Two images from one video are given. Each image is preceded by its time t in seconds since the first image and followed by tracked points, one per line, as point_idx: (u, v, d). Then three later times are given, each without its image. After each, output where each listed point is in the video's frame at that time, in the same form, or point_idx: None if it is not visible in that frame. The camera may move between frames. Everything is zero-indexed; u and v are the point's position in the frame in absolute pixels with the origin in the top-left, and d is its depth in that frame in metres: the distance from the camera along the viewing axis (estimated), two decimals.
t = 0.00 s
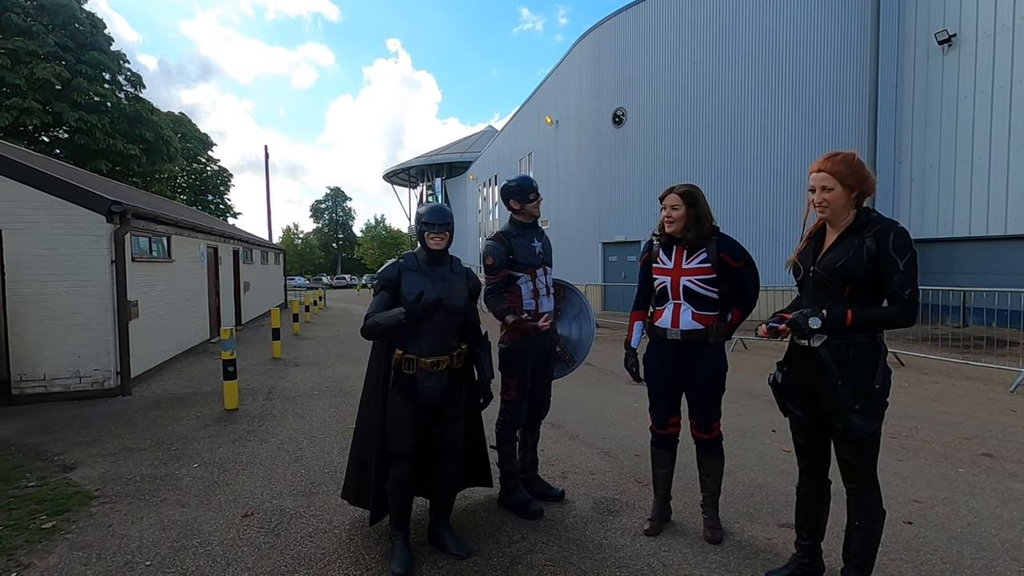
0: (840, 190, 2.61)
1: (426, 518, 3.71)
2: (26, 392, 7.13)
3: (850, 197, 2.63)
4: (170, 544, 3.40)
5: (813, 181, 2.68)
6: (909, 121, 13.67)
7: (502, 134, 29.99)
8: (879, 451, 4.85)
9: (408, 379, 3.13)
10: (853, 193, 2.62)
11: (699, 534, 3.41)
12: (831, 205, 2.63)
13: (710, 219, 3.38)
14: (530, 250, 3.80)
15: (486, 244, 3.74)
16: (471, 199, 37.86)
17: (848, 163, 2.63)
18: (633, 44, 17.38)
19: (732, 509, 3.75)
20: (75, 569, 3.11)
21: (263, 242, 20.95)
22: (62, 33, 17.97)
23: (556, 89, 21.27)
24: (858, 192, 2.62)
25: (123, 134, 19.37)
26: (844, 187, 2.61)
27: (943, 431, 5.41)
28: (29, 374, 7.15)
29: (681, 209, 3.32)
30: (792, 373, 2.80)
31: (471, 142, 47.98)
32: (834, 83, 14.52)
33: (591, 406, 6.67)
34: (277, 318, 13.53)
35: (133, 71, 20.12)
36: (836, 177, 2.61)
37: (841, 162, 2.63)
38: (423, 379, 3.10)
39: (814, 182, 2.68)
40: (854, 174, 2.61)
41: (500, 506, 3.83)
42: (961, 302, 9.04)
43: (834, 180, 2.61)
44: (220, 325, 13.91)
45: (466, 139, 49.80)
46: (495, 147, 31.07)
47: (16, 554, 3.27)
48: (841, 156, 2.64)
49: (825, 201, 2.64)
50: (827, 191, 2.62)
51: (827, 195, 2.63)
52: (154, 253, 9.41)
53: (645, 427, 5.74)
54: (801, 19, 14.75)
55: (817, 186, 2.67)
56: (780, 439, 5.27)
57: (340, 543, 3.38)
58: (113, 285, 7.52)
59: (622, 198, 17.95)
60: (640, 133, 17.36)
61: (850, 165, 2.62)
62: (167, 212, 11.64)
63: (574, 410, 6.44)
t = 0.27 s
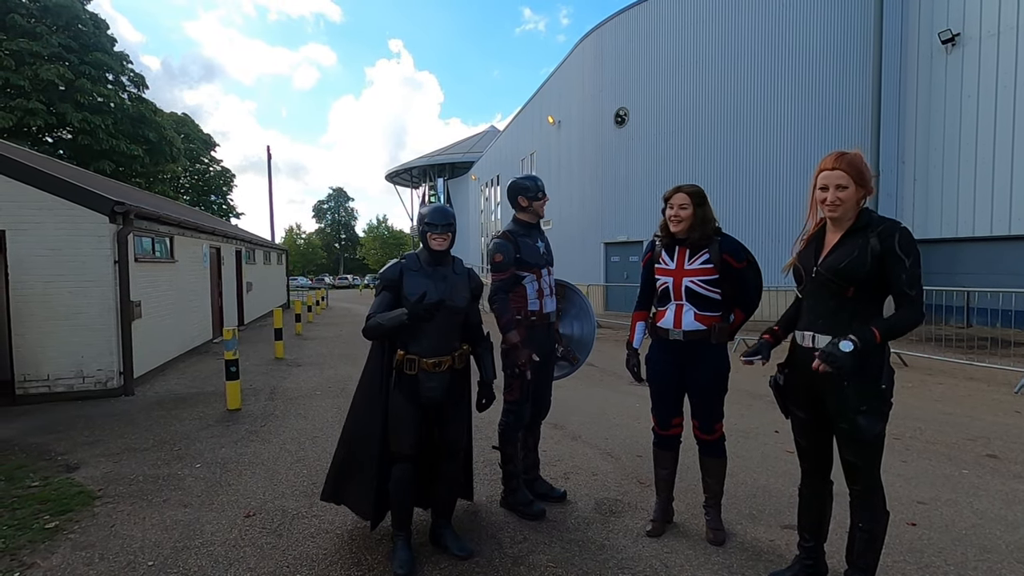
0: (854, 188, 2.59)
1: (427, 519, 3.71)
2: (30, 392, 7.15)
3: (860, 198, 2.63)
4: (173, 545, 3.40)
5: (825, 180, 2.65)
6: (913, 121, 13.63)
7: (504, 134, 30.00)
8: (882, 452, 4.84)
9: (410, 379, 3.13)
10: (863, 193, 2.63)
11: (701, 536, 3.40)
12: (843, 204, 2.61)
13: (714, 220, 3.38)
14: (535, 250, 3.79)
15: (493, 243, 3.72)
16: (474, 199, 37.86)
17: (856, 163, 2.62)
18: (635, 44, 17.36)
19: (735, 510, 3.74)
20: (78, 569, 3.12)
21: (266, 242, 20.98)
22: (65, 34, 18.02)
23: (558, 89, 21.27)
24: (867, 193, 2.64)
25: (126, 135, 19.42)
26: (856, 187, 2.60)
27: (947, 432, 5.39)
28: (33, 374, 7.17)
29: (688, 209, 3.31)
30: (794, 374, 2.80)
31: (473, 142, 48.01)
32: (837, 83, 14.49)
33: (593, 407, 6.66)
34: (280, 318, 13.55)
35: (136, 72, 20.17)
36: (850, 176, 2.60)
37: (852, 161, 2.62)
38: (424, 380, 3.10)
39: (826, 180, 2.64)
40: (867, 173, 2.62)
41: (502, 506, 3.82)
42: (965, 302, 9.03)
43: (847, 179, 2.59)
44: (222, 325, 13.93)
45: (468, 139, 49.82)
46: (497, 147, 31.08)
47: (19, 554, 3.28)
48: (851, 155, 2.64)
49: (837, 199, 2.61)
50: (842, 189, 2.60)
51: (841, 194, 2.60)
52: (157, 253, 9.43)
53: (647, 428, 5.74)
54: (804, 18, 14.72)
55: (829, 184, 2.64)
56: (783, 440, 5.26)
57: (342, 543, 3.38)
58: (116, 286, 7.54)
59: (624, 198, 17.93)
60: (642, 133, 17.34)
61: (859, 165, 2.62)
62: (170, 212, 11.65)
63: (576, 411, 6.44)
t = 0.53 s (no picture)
0: (856, 191, 2.59)
1: (429, 521, 3.70)
2: (34, 392, 7.18)
3: (863, 200, 2.62)
4: (176, 545, 3.40)
5: (829, 182, 2.63)
6: (917, 122, 13.58)
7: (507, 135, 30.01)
8: (887, 455, 4.82)
9: (413, 381, 3.13)
10: (866, 196, 2.63)
11: (705, 538, 3.39)
12: (847, 206, 2.60)
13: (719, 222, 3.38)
14: (541, 252, 3.80)
15: (498, 244, 3.71)
16: (476, 200, 37.89)
17: (860, 165, 2.61)
18: (639, 45, 17.35)
19: (738, 513, 3.72)
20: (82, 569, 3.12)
21: (270, 243, 21.02)
22: (71, 36, 18.10)
23: (561, 90, 21.27)
24: (870, 195, 2.63)
25: (130, 136, 19.49)
26: (860, 189, 2.60)
27: (953, 434, 5.36)
28: (38, 374, 7.20)
29: (700, 210, 3.28)
30: (797, 377, 2.79)
31: (476, 143, 48.06)
32: (841, 83, 14.46)
33: (596, 408, 6.65)
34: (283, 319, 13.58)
35: (141, 73, 20.25)
36: (854, 178, 2.59)
37: (856, 163, 2.61)
38: (427, 381, 3.10)
39: (831, 182, 2.62)
40: (870, 175, 2.62)
41: (505, 508, 3.82)
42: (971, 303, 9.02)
43: (851, 181, 2.58)
44: (226, 325, 13.96)
45: (471, 140, 49.85)
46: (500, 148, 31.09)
47: (24, 554, 3.29)
48: (855, 157, 2.62)
49: (841, 201, 2.60)
50: (845, 192, 2.59)
51: (845, 196, 2.59)
52: (161, 254, 9.45)
53: (650, 429, 5.73)
54: (808, 19, 14.69)
55: (832, 186, 2.62)
56: (787, 442, 5.24)
57: (344, 544, 3.38)
58: (121, 286, 7.56)
59: (627, 199, 17.91)
60: (645, 134, 17.33)
61: (863, 168, 2.61)
62: (174, 213, 11.69)
63: (579, 412, 6.43)
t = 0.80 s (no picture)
0: (856, 194, 2.58)
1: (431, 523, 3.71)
2: (38, 394, 7.19)
3: (863, 203, 2.62)
4: (178, 547, 3.41)
5: (829, 184, 2.63)
6: (921, 123, 13.55)
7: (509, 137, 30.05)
8: (890, 457, 4.80)
9: (415, 383, 3.12)
10: (866, 199, 2.63)
11: (707, 541, 3.38)
12: (846, 208, 2.60)
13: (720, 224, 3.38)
14: (540, 254, 3.80)
15: (499, 247, 3.71)
16: (479, 201, 37.93)
17: (860, 166, 2.60)
18: (641, 46, 17.35)
19: (740, 515, 3.71)
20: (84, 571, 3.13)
21: (273, 245, 21.07)
22: (76, 39, 18.19)
23: (564, 92, 21.29)
24: (869, 198, 2.63)
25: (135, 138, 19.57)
26: (859, 191, 2.60)
27: (956, 436, 5.34)
28: (41, 376, 7.22)
29: (703, 211, 3.28)
30: (797, 379, 2.80)
31: (479, 145, 48.11)
32: (844, 84, 14.43)
33: (598, 409, 6.65)
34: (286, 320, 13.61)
35: (145, 76, 20.33)
36: (853, 180, 2.59)
37: (856, 165, 2.61)
38: (429, 383, 3.09)
39: (830, 184, 2.62)
40: (869, 178, 2.61)
41: (507, 510, 3.82)
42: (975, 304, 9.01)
43: (850, 183, 2.58)
44: (230, 327, 14.00)
45: (474, 142, 49.91)
46: (503, 150, 31.11)
47: (27, 555, 3.30)
48: (855, 159, 2.62)
49: (841, 204, 2.59)
50: (845, 194, 2.58)
51: (844, 199, 2.59)
52: (165, 256, 9.49)
53: (652, 431, 5.72)
54: (811, 20, 14.68)
55: (831, 189, 2.62)
56: (790, 444, 5.23)
57: (346, 546, 3.38)
58: (124, 288, 7.58)
59: (630, 201, 17.91)
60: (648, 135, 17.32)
61: (862, 169, 2.60)
62: (177, 214, 11.73)
63: (582, 414, 6.42)
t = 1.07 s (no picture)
0: (866, 193, 2.58)
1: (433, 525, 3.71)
2: (42, 395, 7.21)
3: (871, 203, 2.62)
4: (181, 548, 3.41)
5: (837, 185, 2.62)
6: (924, 124, 13.53)
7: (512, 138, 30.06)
8: (894, 459, 4.79)
9: (417, 385, 3.12)
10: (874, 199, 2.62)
11: (709, 543, 3.37)
12: (855, 209, 2.58)
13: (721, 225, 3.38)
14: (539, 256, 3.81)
15: (498, 250, 3.70)
16: (481, 203, 37.95)
17: (867, 167, 2.60)
18: (644, 47, 17.35)
19: (743, 517, 3.70)
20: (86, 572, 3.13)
21: (276, 246, 21.12)
22: (80, 41, 18.25)
23: (566, 93, 21.31)
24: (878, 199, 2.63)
25: (138, 140, 19.63)
26: (867, 192, 2.59)
27: (961, 439, 5.32)
28: (45, 377, 7.24)
29: (705, 213, 3.27)
30: (801, 380, 2.79)
31: (481, 146, 48.15)
32: (847, 85, 14.41)
33: (601, 411, 6.64)
34: (289, 322, 13.62)
35: (149, 78, 20.40)
36: (862, 181, 2.58)
37: (864, 166, 2.61)
38: (431, 385, 3.09)
39: (839, 184, 2.61)
40: (876, 178, 2.62)
41: (508, 512, 3.82)
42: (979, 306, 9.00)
43: (859, 183, 2.57)
44: (233, 328, 14.03)
45: (476, 143, 49.95)
46: (506, 151, 31.13)
47: (30, 556, 3.31)
48: (861, 160, 2.62)
49: (849, 204, 2.58)
50: (854, 194, 2.57)
51: (854, 199, 2.57)
52: (168, 257, 9.52)
53: (654, 433, 5.72)
54: (814, 21, 14.67)
55: (842, 189, 2.60)
56: (793, 446, 5.21)
57: (349, 547, 3.38)
58: (127, 289, 7.60)
59: (633, 202, 17.89)
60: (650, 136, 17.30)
61: (869, 169, 2.61)
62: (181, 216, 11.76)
63: (584, 415, 6.42)
